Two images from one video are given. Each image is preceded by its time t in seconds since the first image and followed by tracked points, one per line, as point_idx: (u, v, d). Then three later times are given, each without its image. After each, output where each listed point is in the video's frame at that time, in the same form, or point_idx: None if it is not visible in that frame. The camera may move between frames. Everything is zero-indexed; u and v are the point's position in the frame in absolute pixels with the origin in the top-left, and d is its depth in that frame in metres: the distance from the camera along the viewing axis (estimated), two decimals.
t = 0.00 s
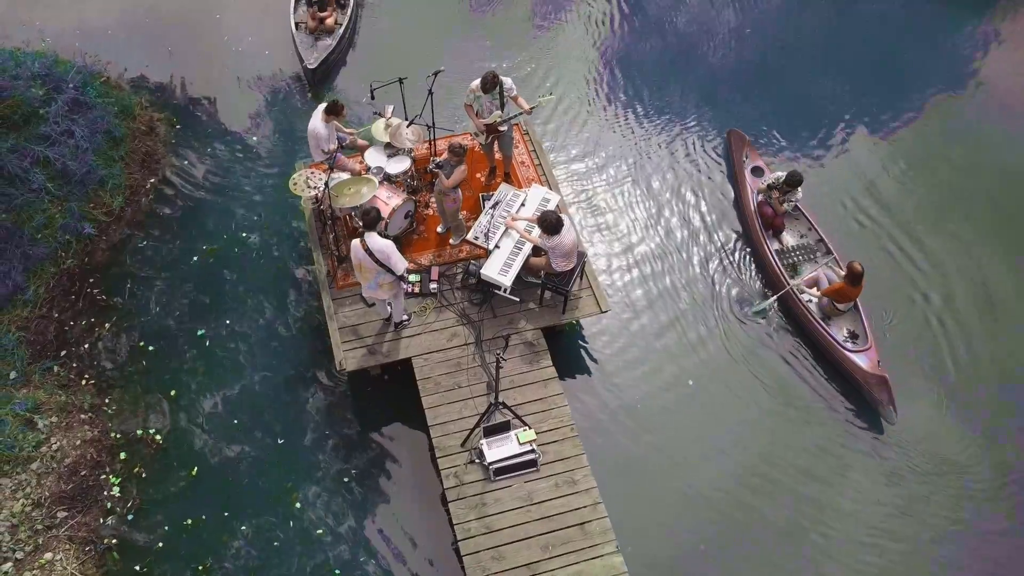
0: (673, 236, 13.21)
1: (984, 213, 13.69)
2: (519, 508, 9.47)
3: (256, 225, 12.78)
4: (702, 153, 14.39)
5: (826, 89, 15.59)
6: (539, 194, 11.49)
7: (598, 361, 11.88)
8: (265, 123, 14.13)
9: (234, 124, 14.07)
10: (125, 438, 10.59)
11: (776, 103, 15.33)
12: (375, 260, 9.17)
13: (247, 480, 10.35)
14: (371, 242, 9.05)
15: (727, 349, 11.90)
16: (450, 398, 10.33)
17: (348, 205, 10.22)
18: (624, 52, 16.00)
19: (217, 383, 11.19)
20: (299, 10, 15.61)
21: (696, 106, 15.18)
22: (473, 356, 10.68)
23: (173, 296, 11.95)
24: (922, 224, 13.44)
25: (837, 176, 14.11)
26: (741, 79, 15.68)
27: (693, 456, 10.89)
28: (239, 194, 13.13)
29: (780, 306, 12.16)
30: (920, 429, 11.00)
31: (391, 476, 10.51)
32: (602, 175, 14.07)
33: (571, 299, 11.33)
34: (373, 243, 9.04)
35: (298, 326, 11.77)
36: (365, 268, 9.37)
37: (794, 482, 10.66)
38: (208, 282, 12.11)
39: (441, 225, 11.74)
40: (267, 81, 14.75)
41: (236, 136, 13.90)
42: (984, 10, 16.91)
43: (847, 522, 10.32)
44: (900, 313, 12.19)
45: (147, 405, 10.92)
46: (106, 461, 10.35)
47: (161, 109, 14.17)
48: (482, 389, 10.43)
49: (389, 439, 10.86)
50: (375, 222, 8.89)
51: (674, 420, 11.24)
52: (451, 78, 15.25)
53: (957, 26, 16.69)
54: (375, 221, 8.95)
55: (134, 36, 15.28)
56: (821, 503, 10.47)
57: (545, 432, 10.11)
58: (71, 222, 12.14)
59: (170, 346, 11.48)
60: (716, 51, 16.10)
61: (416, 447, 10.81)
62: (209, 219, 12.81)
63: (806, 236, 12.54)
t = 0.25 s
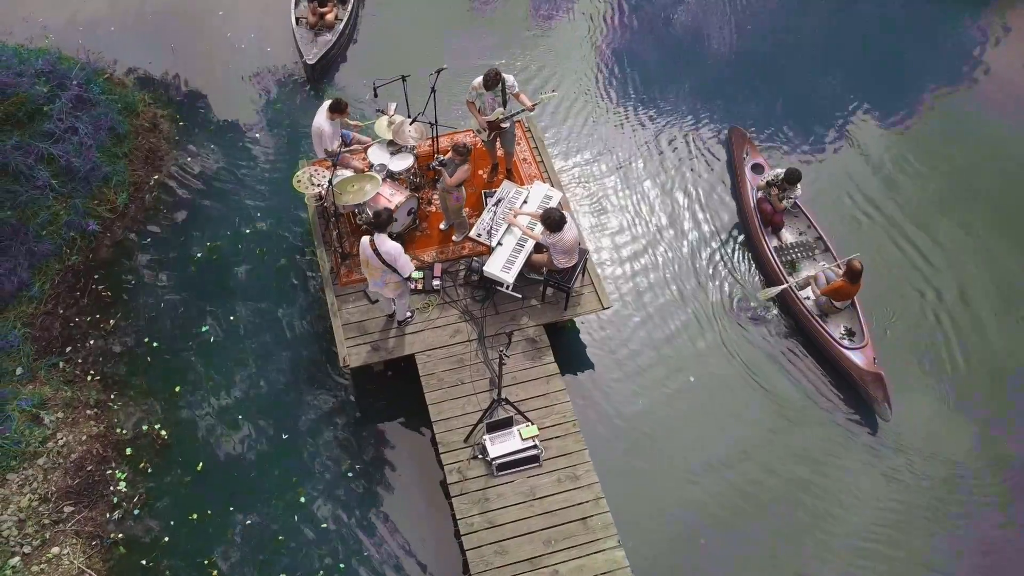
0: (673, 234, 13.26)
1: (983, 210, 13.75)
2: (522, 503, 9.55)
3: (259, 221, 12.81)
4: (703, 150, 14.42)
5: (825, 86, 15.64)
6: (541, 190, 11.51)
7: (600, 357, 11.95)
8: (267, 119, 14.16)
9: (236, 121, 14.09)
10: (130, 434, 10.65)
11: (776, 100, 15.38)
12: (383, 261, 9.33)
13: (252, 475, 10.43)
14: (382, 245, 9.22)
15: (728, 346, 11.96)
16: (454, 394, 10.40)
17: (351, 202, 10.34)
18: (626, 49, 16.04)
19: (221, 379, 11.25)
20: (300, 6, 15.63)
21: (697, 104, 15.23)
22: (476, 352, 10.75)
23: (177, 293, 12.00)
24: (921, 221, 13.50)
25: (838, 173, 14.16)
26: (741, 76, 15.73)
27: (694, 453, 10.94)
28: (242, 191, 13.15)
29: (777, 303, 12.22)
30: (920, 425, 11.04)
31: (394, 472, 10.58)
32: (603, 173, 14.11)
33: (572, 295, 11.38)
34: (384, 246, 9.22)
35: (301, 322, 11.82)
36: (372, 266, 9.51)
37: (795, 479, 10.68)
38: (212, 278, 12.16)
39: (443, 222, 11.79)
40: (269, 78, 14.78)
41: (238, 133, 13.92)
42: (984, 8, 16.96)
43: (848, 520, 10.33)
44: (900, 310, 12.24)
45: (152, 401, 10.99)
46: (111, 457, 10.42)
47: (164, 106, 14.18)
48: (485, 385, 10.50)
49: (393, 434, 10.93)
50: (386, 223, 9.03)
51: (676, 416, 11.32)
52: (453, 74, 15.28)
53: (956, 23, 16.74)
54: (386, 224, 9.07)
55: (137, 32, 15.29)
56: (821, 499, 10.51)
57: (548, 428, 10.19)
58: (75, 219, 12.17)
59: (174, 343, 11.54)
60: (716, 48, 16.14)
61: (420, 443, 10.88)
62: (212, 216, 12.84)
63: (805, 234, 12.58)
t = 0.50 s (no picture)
0: (673, 232, 13.30)
1: (984, 207, 13.78)
2: (524, 500, 9.62)
3: (262, 219, 12.84)
4: (704, 149, 14.46)
5: (825, 84, 15.68)
6: (543, 189, 11.56)
7: (601, 355, 12.00)
8: (269, 117, 14.18)
9: (238, 119, 14.12)
10: (135, 432, 10.71)
11: (777, 99, 15.41)
12: (389, 263, 9.44)
13: (255, 472, 10.49)
14: (389, 248, 9.33)
15: (728, 344, 12.01)
16: (456, 392, 10.46)
17: (354, 201, 10.29)
18: (626, 47, 16.07)
19: (225, 377, 11.30)
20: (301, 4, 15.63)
21: (698, 102, 15.26)
22: (478, 350, 10.81)
23: (180, 290, 12.04)
24: (921, 220, 13.53)
25: (838, 171, 14.19)
26: (741, 74, 15.77)
27: (694, 451, 10.99)
28: (244, 189, 13.18)
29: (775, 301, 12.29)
30: (919, 422, 11.10)
31: (397, 469, 10.64)
32: (605, 171, 14.14)
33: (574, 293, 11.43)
34: (390, 249, 9.32)
35: (304, 320, 11.86)
36: (378, 267, 9.63)
37: (795, 477, 10.74)
38: (215, 276, 12.20)
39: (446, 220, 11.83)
40: (270, 76, 14.80)
41: (241, 131, 13.95)
42: (984, 6, 16.99)
43: (848, 517, 10.40)
44: (899, 308, 12.28)
45: (157, 398, 11.04)
46: (116, 454, 10.49)
47: (167, 104, 14.21)
48: (487, 382, 10.56)
49: (396, 431, 10.99)
50: (393, 227, 9.13)
51: (677, 413, 11.38)
52: (454, 72, 15.29)
53: (956, 21, 16.77)
54: (394, 227, 9.18)
55: (139, 31, 15.31)
56: (821, 496, 10.57)
57: (550, 425, 10.25)
58: (79, 217, 12.22)
59: (178, 341, 11.58)
60: (717, 47, 16.17)
61: (422, 440, 10.95)
62: (215, 214, 12.88)
63: (804, 233, 12.64)
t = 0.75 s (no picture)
0: (673, 233, 13.36)
1: (983, 207, 13.84)
2: (526, 499, 9.69)
3: (264, 219, 12.89)
4: (704, 149, 14.52)
5: (825, 84, 15.74)
6: (545, 190, 11.60)
7: (602, 355, 12.07)
8: (271, 117, 14.24)
9: (240, 119, 14.18)
10: (139, 431, 10.77)
11: (777, 99, 15.46)
12: (394, 268, 9.53)
13: (259, 471, 10.55)
14: (394, 253, 9.40)
15: (728, 344, 12.09)
16: (458, 392, 10.52)
17: (357, 202, 10.41)
18: (627, 47, 16.13)
19: (228, 376, 11.36)
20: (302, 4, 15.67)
21: (698, 102, 15.32)
22: (480, 350, 10.87)
23: (184, 290, 12.10)
24: (919, 220, 13.58)
25: (838, 171, 14.26)
26: (741, 74, 15.83)
27: (694, 450, 11.07)
28: (246, 189, 13.23)
29: (773, 301, 12.37)
30: (918, 422, 11.17)
31: (400, 468, 10.71)
32: (605, 171, 14.19)
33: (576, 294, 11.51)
34: (396, 255, 9.39)
35: (307, 320, 11.92)
36: (384, 270, 9.72)
37: (794, 477, 10.81)
38: (218, 276, 12.26)
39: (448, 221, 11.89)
40: (272, 77, 14.86)
41: (243, 131, 14.01)
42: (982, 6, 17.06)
43: (848, 517, 10.47)
44: (897, 308, 12.34)
45: (161, 398, 11.10)
46: (121, 453, 10.55)
47: (170, 104, 14.28)
48: (489, 382, 10.63)
49: (398, 431, 11.06)
50: (398, 233, 9.18)
51: (678, 413, 11.45)
52: (455, 72, 15.34)
53: (955, 22, 16.83)
54: (399, 233, 9.24)
55: (142, 31, 15.37)
56: (821, 496, 10.65)
57: (551, 425, 10.32)
58: (82, 217, 12.29)
59: (181, 340, 11.64)
60: (716, 47, 16.22)
61: (425, 439, 11.02)
62: (218, 214, 12.93)
63: (803, 234, 12.66)
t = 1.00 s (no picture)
0: (673, 234, 13.41)
1: (983, 208, 13.88)
2: (528, 500, 9.74)
3: (266, 221, 12.93)
4: (705, 152, 14.54)
5: (824, 86, 15.79)
6: (546, 192, 11.65)
7: (604, 356, 12.13)
8: (273, 119, 14.28)
9: (243, 121, 14.23)
10: (143, 433, 10.82)
11: (777, 100, 15.51)
12: (398, 272, 9.57)
13: (262, 472, 10.60)
14: (398, 258, 9.43)
15: (729, 346, 12.13)
16: (460, 394, 10.57)
17: (359, 205, 10.40)
18: (627, 48, 16.18)
19: (231, 377, 11.41)
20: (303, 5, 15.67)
21: (698, 104, 15.36)
22: (482, 352, 10.91)
23: (187, 292, 12.15)
24: (917, 222, 13.62)
25: (838, 173, 14.33)
26: (741, 75, 15.88)
27: (696, 451, 11.11)
28: (248, 191, 13.28)
29: (771, 304, 12.40)
30: (917, 423, 11.20)
31: (403, 469, 10.76)
32: (606, 173, 14.23)
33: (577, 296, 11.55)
34: (400, 260, 9.43)
35: (310, 321, 11.97)
36: (388, 274, 9.77)
37: (795, 477, 10.86)
38: (221, 278, 12.30)
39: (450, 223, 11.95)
40: (273, 78, 14.91)
41: (246, 133, 14.06)
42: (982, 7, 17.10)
43: (850, 517, 10.48)
44: (896, 310, 12.38)
45: (164, 399, 11.15)
46: (124, 455, 10.59)
47: (172, 107, 14.33)
48: (491, 384, 10.67)
49: (401, 432, 11.11)
50: (401, 237, 9.22)
51: (679, 414, 11.49)
52: (457, 73, 15.38)
53: (954, 22, 16.87)
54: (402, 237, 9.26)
55: (144, 33, 15.41)
56: (821, 496, 10.69)
57: (553, 426, 10.37)
58: (85, 219, 12.32)
59: (184, 342, 11.69)
60: (717, 48, 16.27)
61: (427, 441, 11.06)
62: (220, 216, 12.97)
63: (801, 237, 12.72)
